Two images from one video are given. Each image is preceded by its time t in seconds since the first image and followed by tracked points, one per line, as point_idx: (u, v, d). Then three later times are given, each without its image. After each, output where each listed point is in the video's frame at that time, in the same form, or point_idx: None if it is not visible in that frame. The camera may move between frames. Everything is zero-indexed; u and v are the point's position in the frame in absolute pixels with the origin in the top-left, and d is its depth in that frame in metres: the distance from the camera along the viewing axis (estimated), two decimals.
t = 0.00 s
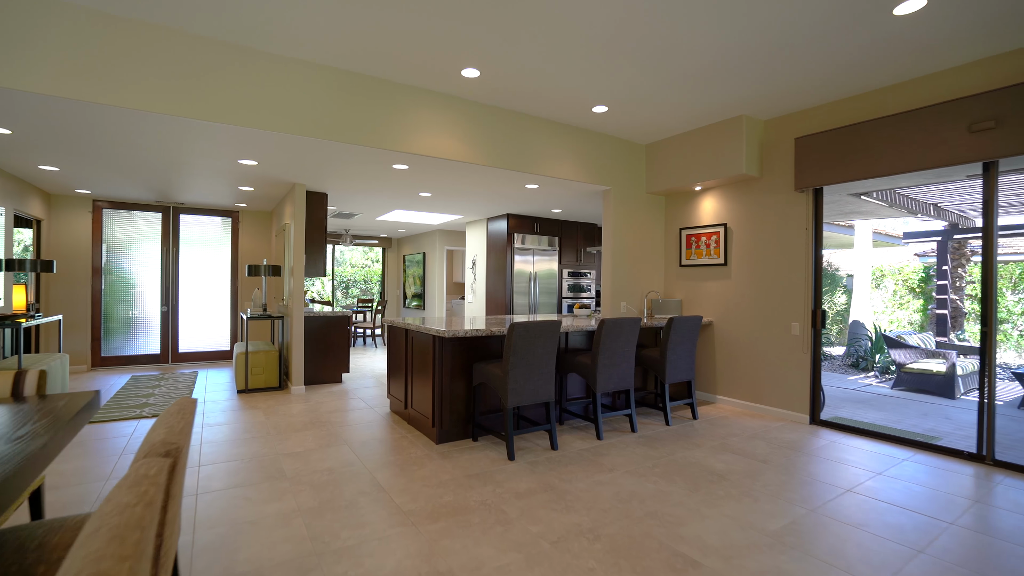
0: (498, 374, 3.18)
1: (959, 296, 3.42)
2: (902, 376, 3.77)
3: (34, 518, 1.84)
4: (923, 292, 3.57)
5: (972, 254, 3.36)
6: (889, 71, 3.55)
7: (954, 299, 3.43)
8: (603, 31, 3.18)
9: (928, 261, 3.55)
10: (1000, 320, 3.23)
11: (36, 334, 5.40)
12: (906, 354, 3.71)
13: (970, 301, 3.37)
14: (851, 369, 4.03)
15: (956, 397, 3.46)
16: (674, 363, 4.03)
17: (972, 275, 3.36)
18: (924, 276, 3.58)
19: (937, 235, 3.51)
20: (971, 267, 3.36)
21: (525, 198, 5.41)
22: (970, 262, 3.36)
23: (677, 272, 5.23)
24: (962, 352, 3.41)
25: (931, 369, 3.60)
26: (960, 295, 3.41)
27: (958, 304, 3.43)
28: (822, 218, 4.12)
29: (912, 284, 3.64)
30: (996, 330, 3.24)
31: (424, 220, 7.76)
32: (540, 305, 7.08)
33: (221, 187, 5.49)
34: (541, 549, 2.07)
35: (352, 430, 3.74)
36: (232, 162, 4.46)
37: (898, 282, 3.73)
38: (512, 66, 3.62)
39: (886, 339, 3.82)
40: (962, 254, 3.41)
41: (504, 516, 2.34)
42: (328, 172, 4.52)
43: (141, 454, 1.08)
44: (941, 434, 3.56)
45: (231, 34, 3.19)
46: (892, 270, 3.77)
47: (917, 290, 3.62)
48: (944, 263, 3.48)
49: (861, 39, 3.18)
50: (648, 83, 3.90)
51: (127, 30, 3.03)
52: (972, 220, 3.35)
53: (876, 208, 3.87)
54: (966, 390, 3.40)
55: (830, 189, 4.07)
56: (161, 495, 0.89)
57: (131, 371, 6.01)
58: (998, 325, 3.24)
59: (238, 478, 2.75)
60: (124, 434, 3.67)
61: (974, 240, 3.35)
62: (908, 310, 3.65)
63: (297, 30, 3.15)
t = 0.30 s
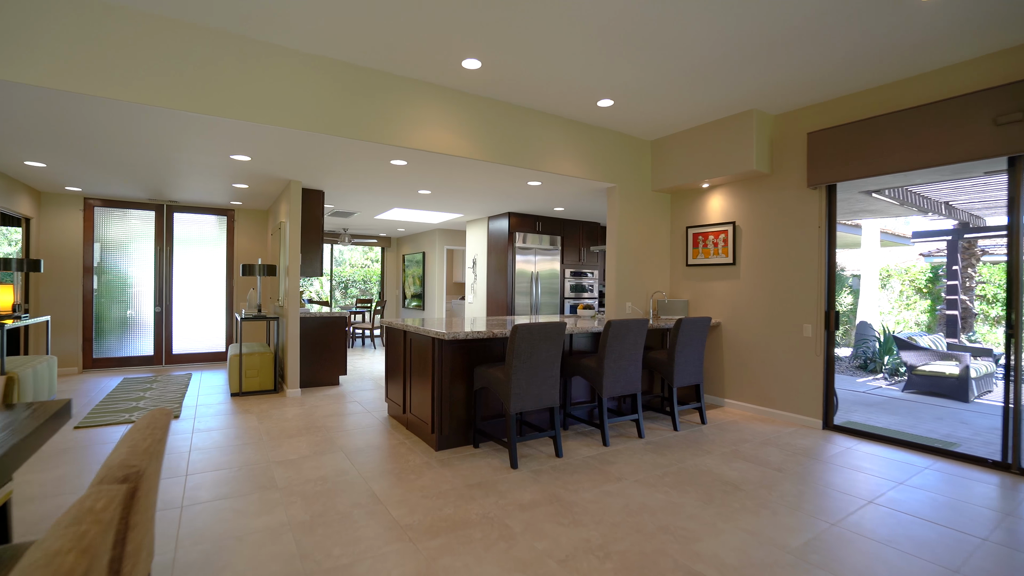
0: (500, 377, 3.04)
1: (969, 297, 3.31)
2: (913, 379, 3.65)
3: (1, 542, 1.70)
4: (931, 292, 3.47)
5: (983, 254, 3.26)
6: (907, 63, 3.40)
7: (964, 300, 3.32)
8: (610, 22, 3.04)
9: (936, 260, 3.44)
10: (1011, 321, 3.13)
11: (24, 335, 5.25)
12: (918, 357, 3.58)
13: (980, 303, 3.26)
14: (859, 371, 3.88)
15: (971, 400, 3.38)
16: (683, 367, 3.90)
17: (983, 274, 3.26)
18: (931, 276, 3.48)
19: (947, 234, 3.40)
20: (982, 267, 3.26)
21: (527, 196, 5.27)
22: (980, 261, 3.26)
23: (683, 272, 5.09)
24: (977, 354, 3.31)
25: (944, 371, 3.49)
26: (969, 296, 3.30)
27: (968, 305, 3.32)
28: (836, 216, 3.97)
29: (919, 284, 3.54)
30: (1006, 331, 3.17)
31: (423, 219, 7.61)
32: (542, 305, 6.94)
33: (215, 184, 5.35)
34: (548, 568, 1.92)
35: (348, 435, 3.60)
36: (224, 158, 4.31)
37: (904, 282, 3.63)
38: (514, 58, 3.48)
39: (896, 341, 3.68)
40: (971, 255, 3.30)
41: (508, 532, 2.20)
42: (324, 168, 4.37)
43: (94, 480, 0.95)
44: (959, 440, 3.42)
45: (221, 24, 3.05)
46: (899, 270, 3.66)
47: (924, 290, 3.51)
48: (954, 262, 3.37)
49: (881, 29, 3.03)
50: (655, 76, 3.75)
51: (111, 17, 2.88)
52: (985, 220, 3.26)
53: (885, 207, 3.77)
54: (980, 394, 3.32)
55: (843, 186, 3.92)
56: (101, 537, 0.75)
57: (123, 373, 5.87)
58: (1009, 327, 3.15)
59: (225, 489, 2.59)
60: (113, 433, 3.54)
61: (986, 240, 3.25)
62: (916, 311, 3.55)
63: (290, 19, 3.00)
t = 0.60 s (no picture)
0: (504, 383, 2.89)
1: (982, 298, 3.22)
2: (926, 382, 3.54)
3: None
4: (940, 293, 3.41)
5: (995, 254, 3.16)
6: (930, 53, 3.25)
7: (976, 301, 3.24)
8: (619, 12, 2.89)
9: (946, 260, 3.37)
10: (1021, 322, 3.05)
11: (12, 337, 5.11)
12: (931, 360, 3.49)
13: (992, 303, 3.17)
14: (869, 373, 3.78)
15: (987, 404, 3.25)
16: (693, 371, 3.75)
17: (995, 274, 3.17)
18: (940, 276, 3.41)
19: (959, 233, 3.32)
20: (993, 267, 3.17)
21: (530, 193, 5.12)
22: (992, 262, 3.17)
23: (691, 272, 4.94)
24: (993, 356, 3.19)
25: (959, 375, 3.37)
26: (982, 297, 3.22)
27: (980, 306, 3.23)
28: (853, 213, 3.80)
29: (927, 285, 3.47)
30: (1017, 332, 3.07)
31: (422, 218, 7.46)
32: (546, 306, 6.75)
33: (209, 182, 5.20)
34: None
35: (344, 443, 3.45)
36: (217, 154, 4.16)
37: (912, 283, 3.55)
38: (519, 50, 3.33)
39: (908, 343, 3.59)
40: (984, 254, 3.21)
41: (514, 552, 2.05)
42: (320, 163, 4.22)
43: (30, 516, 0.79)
44: (983, 448, 3.26)
45: (210, 12, 2.90)
46: (906, 271, 3.59)
47: (932, 291, 3.45)
48: (966, 262, 3.29)
49: (905, 18, 2.88)
50: (664, 69, 3.60)
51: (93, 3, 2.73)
52: (998, 218, 3.15)
53: (899, 205, 3.70)
54: (997, 398, 3.20)
55: (861, 182, 3.77)
56: None
57: (115, 375, 5.71)
58: (1018, 328, 3.06)
59: (212, 503, 2.44)
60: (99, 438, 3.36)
61: (998, 240, 3.14)
62: (924, 312, 3.48)
63: (284, 7, 2.85)
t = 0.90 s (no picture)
0: (508, 389, 2.74)
1: (995, 297, 3.10)
2: (940, 385, 3.39)
3: None
4: (948, 294, 3.31)
5: (1009, 253, 3.04)
6: (954, 42, 3.10)
7: (990, 301, 3.11)
8: None
9: (956, 260, 3.27)
10: None
11: None
12: (946, 362, 3.36)
13: (1005, 304, 3.05)
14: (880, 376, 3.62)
15: (1004, 407, 3.07)
16: (704, 374, 3.60)
17: (1008, 273, 3.04)
18: (948, 276, 3.31)
19: (970, 233, 3.21)
20: (1008, 266, 3.04)
21: (532, 190, 4.97)
22: (1007, 261, 3.05)
23: (699, 272, 4.79)
24: (1010, 359, 3.05)
25: (975, 377, 3.24)
26: (994, 297, 3.09)
27: (993, 306, 3.11)
28: (871, 209, 3.65)
29: (936, 285, 3.37)
30: None
31: (422, 217, 7.31)
32: (548, 306, 6.60)
33: (202, 178, 5.05)
34: None
35: (340, 449, 3.30)
36: (209, 148, 4.02)
37: (920, 283, 3.45)
38: (523, 39, 3.18)
39: (922, 344, 3.46)
40: (996, 254, 3.10)
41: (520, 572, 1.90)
42: (317, 158, 4.07)
43: None
44: (1008, 455, 3.04)
45: None
46: (914, 270, 3.48)
47: (941, 292, 3.35)
48: (978, 262, 3.17)
49: (932, 3, 2.73)
50: (675, 60, 3.45)
51: None
52: (1012, 216, 3.02)
53: (912, 203, 3.51)
54: (1015, 401, 3.02)
55: (879, 177, 3.60)
56: None
57: (106, 378, 5.56)
58: None
59: (197, 518, 2.28)
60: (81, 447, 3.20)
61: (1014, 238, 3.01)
62: (932, 312, 3.39)
63: None
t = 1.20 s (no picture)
0: (512, 395, 2.60)
1: (1007, 298, 3.01)
2: (955, 388, 3.31)
3: None
4: (957, 293, 3.24)
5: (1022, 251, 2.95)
6: (980, 30, 2.94)
7: (1002, 301, 3.03)
8: None
9: (964, 259, 3.20)
10: None
11: None
12: (960, 364, 3.26)
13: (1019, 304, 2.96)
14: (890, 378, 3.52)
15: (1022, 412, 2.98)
16: (715, 379, 3.45)
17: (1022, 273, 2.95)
18: (958, 275, 3.23)
19: (981, 232, 3.12)
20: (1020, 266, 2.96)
21: (535, 187, 4.82)
22: (1019, 260, 2.96)
23: (707, 271, 4.64)
24: None
25: (990, 380, 3.13)
26: (1005, 298, 3.01)
27: (1006, 307, 3.02)
28: (888, 205, 3.49)
29: (944, 285, 3.29)
30: None
31: (421, 215, 7.15)
32: (551, 307, 6.45)
33: (194, 175, 4.90)
34: None
35: (335, 458, 3.15)
36: (200, 143, 3.87)
37: (929, 282, 3.35)
38: (528, 27, 3.03)
39: (936, 346, 3.35)
40: (1009, 252, 3.00)
41: None
42: (312, 153, 3.92)
43: None
44: None
45: None
46: (923, 270, 3.39)
47: (950, 292, 3.28)
48: (991, 262, 3.08)
49: None
50: (685, 50, 3.30)
51: None
52: None
53: (925, 201, 3.42)
54: None
55: (897, 173, 3.45)
56: None
57: (97, 381, 5.41)
58: None
59: (180, 535, 2.13)
60: (62, 455, 3.04)
61: None
62: (940, 313, 3.30)
63: None
